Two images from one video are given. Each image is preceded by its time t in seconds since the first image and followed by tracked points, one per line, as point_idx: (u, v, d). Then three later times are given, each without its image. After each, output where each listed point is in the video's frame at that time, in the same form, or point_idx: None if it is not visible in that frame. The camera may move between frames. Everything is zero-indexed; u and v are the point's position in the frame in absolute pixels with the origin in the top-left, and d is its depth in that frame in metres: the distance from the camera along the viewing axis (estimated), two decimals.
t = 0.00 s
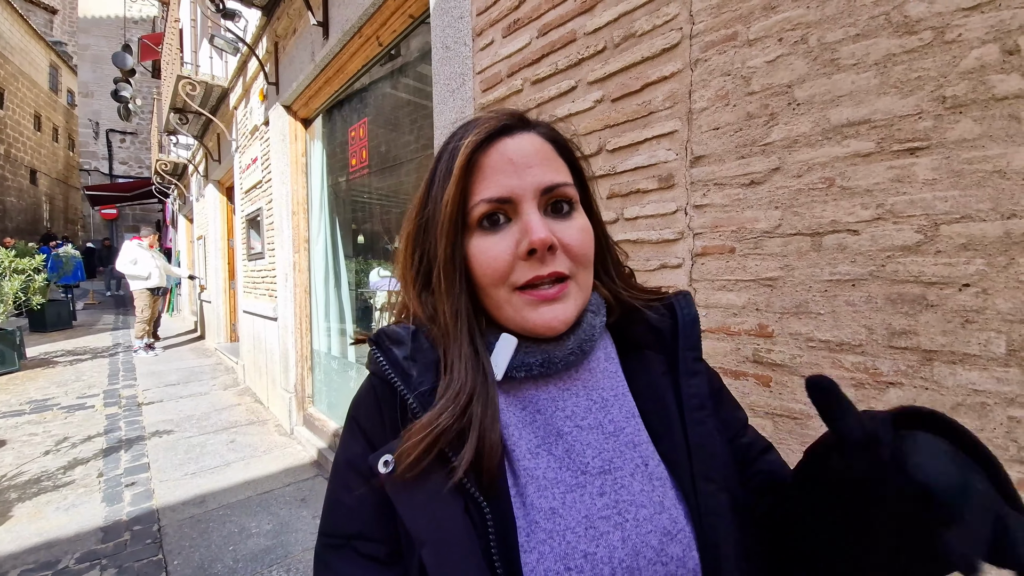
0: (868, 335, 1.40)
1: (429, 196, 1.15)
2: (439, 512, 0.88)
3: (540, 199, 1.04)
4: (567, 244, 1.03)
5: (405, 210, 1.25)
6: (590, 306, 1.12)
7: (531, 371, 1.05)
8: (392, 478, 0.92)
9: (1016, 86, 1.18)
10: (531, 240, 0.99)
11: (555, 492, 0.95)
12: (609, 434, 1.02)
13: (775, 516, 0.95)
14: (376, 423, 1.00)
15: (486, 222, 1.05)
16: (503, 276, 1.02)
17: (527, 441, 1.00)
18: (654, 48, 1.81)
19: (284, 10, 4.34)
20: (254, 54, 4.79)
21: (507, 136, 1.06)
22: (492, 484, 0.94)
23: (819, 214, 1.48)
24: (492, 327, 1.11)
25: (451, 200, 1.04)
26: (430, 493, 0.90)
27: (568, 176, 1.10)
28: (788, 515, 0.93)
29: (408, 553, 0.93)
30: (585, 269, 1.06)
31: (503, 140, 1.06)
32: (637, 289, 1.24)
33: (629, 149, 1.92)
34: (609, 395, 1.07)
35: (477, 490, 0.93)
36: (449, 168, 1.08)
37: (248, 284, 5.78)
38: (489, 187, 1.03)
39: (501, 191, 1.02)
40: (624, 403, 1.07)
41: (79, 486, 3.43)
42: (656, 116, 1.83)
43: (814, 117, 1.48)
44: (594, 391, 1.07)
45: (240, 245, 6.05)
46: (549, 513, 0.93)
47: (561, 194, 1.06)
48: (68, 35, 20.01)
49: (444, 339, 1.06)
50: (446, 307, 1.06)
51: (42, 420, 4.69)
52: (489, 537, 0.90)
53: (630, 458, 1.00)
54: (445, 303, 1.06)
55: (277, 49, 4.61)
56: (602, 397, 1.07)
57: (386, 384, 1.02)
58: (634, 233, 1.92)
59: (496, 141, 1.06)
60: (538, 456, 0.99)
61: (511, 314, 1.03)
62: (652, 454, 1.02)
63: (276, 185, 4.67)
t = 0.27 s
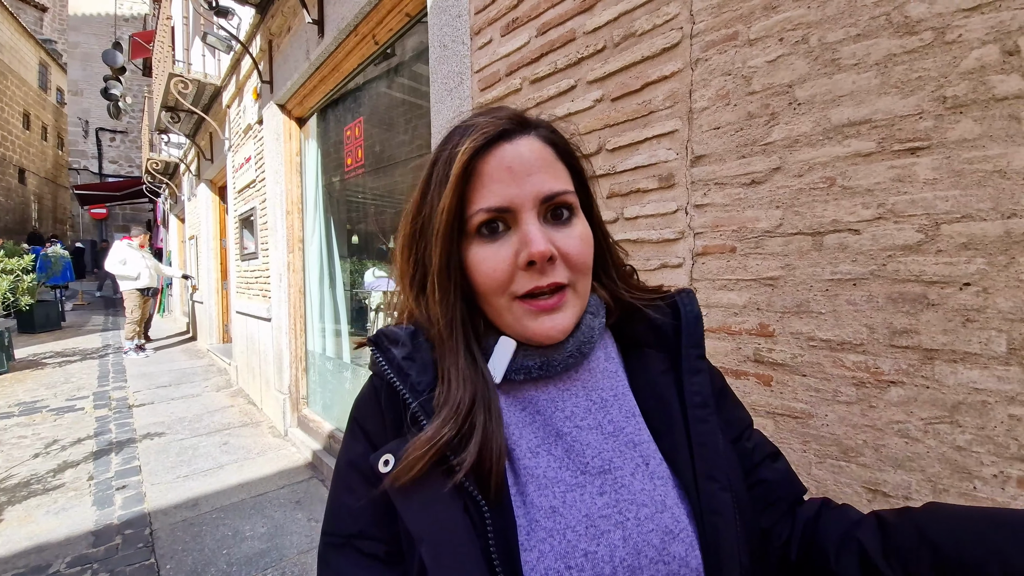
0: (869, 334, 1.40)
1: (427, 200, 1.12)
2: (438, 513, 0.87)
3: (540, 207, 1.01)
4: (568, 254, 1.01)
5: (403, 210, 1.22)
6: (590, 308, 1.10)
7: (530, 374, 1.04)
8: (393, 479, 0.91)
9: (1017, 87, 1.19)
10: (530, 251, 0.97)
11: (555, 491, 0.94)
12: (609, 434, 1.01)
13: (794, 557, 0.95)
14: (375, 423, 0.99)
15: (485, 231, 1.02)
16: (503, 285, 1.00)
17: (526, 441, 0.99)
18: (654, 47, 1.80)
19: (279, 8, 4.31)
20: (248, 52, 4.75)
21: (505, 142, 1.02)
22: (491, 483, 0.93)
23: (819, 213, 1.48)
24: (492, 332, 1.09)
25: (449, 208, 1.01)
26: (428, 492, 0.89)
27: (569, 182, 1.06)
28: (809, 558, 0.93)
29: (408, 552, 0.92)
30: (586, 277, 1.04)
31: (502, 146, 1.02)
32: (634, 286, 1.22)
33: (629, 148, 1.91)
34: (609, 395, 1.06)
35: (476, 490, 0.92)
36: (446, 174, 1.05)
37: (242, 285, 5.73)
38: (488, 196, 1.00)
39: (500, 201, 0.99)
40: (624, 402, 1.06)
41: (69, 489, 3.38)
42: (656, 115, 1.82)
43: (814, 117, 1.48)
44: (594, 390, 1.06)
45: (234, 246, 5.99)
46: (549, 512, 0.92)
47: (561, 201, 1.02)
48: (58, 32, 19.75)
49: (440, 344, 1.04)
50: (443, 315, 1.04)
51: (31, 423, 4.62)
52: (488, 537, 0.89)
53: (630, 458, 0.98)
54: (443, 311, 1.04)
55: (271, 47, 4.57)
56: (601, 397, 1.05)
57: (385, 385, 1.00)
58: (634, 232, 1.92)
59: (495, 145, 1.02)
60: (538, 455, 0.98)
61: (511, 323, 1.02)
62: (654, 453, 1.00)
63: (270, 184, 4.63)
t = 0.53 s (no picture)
0: (870, 337, 1.41)
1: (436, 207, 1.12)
2: (445, 518, 0.87)
3: (547, 223, 1.00)
4: (573, 270, 1.01)
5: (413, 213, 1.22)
6: (597, 313, 1.11)
7: (537, 379, 1.04)
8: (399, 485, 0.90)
9: (1017, 92, 1.20)
10: (535, 268, 0.97)
11: (562, 498, 0.94)
12: (618, 441, 1.01)
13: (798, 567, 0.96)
14: (382, 428, 0.98)
15: (492, 244, 1.02)
16: (509, 298, 1.01)
17: (533, 447, 0.99)
18: (655, 50, 1.81)
19: (275, 8, 4.28)
20: (244, 51, 4.72)
21: (514, 155, 1.01)
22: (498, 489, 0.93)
23: (821, 216, 1.49)
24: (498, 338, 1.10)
25: (457, 221, 1.02)
26: (435, 497, 0.89)
27: (578, 195, 1.05)
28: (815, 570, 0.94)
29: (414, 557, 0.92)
30: (591, 290, 1.05)
31: (511, 159, 1.00)
32: (642, 295, 1.24)
33: (630, 151, 1.92)
34: (617, 401, 1.06)
35: (482, 495, 0.91)
36: (456, 185, 1.04)
37: (237, 286, 5.70)
38: (495, 211, 1.00)
39: (506, 217, 0.99)
40: (632, 408, 1.06)
41: (64, 492, 3.34)
42: (657, 119, 1.83)
43: (815, 121, 1.49)
44: (602, 396, 1.07)
45: (229, 246, 5.95)
46: (556, 518, 0.92)
47: (569, 215, 1.02)
48: (51, 30, 19.57)
49: (446, 351, 1.04)
50: (449, 324, 1.05)
51: (24, 425, 4.57)
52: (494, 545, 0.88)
53: (639, 465, 0.99)
54: (449, 320, 1.05)
55: (267, 47, 4.54)
56: (609, 403, 1.06)
57: (391, 391, 0.99)
58: (635, 235, 1.92)
59: (505, 159, 1.01)
60: (545, 461, 0.98)
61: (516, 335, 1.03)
62: (663, 461, 1.01)
63: (266, 185, 4.61)
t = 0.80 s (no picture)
0: (868, 337, 1.41)
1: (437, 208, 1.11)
2: (445, 523, 0.87)
3: (548, 223, 1.00)
4: (575, 270, 1.01)
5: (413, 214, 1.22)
6: (597, 315, 1.11)
7: (538, 383, 1.04)
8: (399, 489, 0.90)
9: (1013, 93, 1.20)
10: (536, 268, 0.97)
11: (563, 501, 0.94)
12: (619, 443, 1.01)
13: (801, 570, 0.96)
14: (382, 431, 0.98)
15: (492, 244, 1.02)
16: (510, 299, 1.01)
17: (534, 450, 0.99)
18: (653, 51, 1.81)
19: (271, 7, 4.27)
20: (240, 51, 4.70)
21: (514, 155, 1.01)
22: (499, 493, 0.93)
23: (818, 217, 1.49)
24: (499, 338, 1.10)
25: (457, 221, 1.02)
26: (436, 500, 0.89)
27: (578, 195, 1.05)
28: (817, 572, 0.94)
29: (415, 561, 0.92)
30: (591, 291, 1.04)
31: (511, 159, 1.00)
32: (644, 295, 1.25)
33: (628, 152, 1.92)
34: (619, 404, 1.07)
35: (483, 500, 0.91)
36: (456, 185, 1.04)
37: (233, 286, 5.67)
38: (495, 212, 0.99)
39: (506, 217, 0.99)
40: (633, 411, 1.06)
41: (58, 495, 3.32)
42: (655, 119, 1.83)
43: (813, 121, 1.49)
44: (603, 399, 1.07)
45: (225, 247, 5.93)
46: (557, 522, 0.92)
47: (569, 215, 1.02)
48: (45, 29, 19.40)
49: (446, 352, 1.04)
50: (449, 325, 1.05)
51: (17, 427, 4.54)
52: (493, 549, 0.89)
53: (640, 468, 0.99)
54: (449, 321, 1.05)
55: (263, 47, 4.53)
56: (610, 406, 1.06)
57: (392, 393, 0.99)
58: (633, 235, 1.92)
59: (505, 159, 1.00)
60: (545, 465, 0.98)
61: (517, 335, 1.03)
62: (664, 464, 1.01)
63: (262, 185, 4.59)
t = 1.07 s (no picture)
0: (865, 340, 1.41)
1: (447, 199, 1.10)
2: (442, 535, 0.86)
3: (569, 202, 1.03)
4: (597, 246, 1.03)
5: (410, 216, 1.20)
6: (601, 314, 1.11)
7: (541, 384, 1.03)
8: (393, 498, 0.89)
9: (1010, 96, 1.21)
10: (567, 239, 0.98)
11: (563, 510, 0.93)
12: (619, 449, 1.01)
13: None
14: (377, 439, 0.96)
15: (516, 224, 1.02)
16: (536, 278, 0.99)
17: (534, 457, 0.98)
18: (650, 52, 1.81)
19: (266, 7, 4.24)
20: (235, 50, 4.67)
21: (531, 139, 1.06)
22: (498, 503, 0.92)
23: (815, 220, 1.49)
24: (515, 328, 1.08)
25: (480, 200, 1.01)
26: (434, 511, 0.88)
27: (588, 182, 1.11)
28: None
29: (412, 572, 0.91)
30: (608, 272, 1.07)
31: (528, 143, 1.05)
32: (640, 295, 1.24)
33: (625, 154, 1.92)
34: (619, 408, 1.06)
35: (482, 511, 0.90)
36: (474, 170, 1.05)
37: (228, 287, 5.64)
38: (521, 188, 1.01)
39: (533, 191, 1.01)
40: (633, 415, 1.06)
41: (50, 498, 3.29)
42: (653, 121, 1.83)
43: (810, 124, 1.49)
44: (604, 402, 1.06)
45: (219, 247, 5.90)
46: (556, 531, 0.91)
47: (586, 197, 1.06)
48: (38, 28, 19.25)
49: (465, 342, 1.03)
50: (470, 312, 1.03)
51: (9, 429, 4.49)
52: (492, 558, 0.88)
53: (641, 473, 0.98)
54: (471, 306, 1.03)
55: (258, 46, 4.50)
56: (611, 410, 1.05)
57: (385, 400, 0.99)
58: (631, 237, 1.92)
59: (523, 143, 1.05)
60: (545, 472, 0.97)
61: (543, 318, 1.00)
62: (664, 469, 1.01)
63: (257, 185, 4.56)
